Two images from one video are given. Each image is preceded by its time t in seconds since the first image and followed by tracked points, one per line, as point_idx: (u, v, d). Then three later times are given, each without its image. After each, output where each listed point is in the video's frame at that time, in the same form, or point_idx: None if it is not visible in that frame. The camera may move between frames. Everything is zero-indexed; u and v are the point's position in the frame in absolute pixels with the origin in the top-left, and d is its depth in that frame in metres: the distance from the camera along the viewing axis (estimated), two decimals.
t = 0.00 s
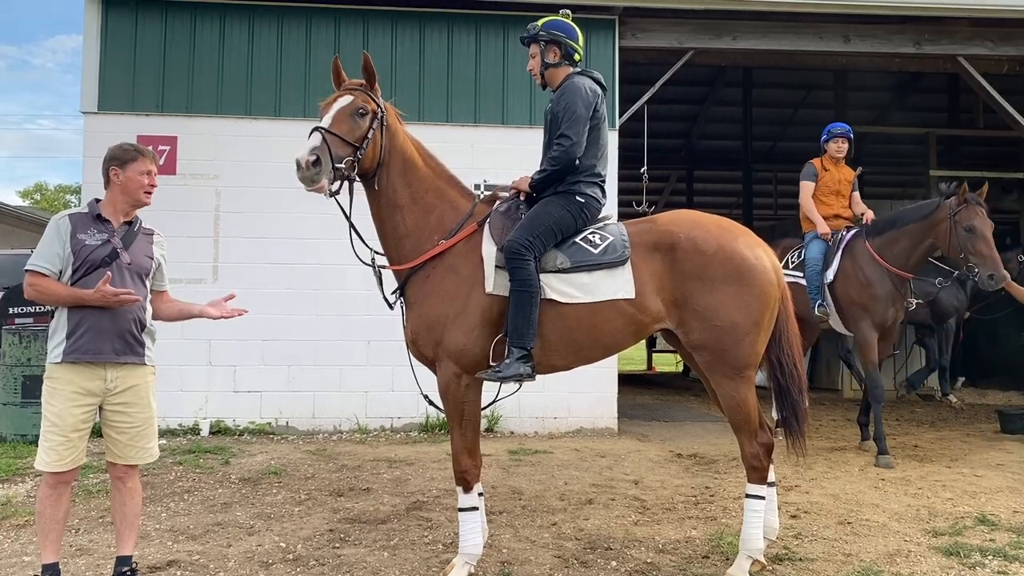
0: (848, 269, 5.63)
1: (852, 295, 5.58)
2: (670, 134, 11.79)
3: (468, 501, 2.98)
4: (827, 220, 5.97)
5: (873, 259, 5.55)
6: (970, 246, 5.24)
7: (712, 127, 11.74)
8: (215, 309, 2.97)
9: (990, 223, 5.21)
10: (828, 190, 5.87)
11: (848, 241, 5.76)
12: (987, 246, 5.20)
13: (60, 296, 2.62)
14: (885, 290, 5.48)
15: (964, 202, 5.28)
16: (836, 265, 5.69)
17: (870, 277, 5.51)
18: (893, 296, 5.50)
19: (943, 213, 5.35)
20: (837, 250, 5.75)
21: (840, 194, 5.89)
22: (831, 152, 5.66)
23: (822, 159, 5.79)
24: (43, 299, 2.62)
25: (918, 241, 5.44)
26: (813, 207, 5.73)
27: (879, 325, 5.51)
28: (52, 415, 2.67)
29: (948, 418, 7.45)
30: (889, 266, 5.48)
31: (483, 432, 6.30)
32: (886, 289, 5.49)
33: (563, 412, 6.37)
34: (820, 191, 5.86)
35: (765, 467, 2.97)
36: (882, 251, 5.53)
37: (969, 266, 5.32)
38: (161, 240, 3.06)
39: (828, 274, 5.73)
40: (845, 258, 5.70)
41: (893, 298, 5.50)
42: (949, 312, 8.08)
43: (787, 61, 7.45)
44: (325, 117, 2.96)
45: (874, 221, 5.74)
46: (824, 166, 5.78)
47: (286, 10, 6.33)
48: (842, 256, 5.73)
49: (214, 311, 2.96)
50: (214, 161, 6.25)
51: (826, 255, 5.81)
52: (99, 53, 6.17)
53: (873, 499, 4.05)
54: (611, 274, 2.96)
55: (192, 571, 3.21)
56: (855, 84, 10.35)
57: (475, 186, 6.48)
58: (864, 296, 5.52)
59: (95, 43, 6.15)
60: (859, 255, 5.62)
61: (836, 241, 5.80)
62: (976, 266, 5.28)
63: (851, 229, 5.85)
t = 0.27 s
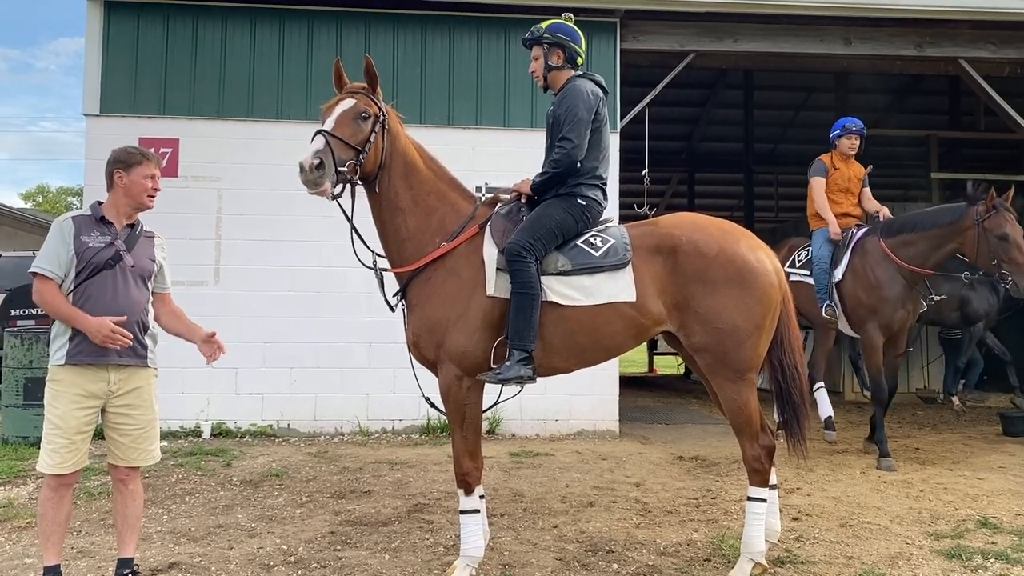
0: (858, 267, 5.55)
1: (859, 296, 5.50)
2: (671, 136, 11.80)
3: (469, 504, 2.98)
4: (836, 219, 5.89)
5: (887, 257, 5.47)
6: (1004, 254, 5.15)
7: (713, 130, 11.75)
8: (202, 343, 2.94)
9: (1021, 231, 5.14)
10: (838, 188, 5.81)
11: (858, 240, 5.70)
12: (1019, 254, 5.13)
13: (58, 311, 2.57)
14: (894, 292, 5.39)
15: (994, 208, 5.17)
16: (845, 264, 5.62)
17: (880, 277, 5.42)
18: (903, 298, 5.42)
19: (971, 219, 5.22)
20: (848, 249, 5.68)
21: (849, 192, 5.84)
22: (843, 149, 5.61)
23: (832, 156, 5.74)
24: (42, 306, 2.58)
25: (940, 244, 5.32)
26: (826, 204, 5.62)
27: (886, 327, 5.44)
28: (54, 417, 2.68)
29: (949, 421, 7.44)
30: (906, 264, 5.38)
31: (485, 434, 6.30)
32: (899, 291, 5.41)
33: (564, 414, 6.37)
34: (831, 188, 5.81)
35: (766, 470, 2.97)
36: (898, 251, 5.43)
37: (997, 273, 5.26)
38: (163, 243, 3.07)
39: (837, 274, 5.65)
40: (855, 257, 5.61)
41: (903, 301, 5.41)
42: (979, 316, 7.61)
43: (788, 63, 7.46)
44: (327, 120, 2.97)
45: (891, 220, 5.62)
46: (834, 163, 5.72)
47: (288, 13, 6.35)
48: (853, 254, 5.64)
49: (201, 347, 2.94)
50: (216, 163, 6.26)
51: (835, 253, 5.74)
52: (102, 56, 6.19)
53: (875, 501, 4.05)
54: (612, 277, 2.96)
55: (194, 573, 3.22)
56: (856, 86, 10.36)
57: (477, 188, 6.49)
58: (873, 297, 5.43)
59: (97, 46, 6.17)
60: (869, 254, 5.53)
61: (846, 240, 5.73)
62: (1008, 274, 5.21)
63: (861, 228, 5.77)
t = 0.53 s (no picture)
0: (881, 268, 5.43)
1: (879, 298, 5.38)
2: (672, 139, 11.81)
3: (471, 507, 2.98)
4: (853, 222, 5.82)
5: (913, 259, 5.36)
6: None
7: (715, 133, 11.76)
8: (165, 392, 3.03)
9: None
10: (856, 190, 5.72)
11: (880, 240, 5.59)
12: None
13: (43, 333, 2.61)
14: (916, 296, 5.27)
15: None
16: (866, 265, 5.50)
17: (902, 280, 5.31)
18: (927, 301, 5.28)
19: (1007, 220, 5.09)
20: (869, 249, 5.55)
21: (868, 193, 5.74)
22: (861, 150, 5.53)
23: (850, 158, 5.66)
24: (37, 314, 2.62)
25: (972, 245, 5.19)
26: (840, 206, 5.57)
27: (905, 330, 5.34)
28: (58, 421, 2.68)
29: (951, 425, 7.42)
30: (935, 266, 5.25)
31: (486, 437, 6.30)
32: (924, 292, 5.27)
33: (566, 417, 6.37)
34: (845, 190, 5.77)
35: (768, 474, 2.97)
36: (925, 253, 5.31)
37: None
38: (167, 246, 3.08)
39: (857, 275, 5.53)
40: (877, 258, 5.50)
41: (926, 305, 5.28)
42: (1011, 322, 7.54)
43: (790, 67, 7.46)
44: (336, 125, 2.97)
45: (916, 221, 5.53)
46: (852, 165, 5.65)
47: (291, 17, 6.37)
48: (875, 255, 5.52)
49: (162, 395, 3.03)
50: (219, 167, 6.28)
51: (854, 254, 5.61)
52: (105, 59, 6.21)
53: (877, 505, 4.04)
54: (614, 280, 2.97)
55: None
56: (858, 89, 10.36)
57: (479, 191, 6.49)
58: (894, 301, 5.31)
59: (100, 50, 6.19)
60: (893, 256, 5.43)
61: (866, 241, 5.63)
62: None
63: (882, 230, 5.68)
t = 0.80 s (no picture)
0: (909, 276, 5.28)
1: (902, 306, 5.27)
2: (674, 142, 11.82)
3: (473, 512, 2.98)
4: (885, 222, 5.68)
5: (944, 266, 5.14)
6: None
7: (717, 136, 11.76)
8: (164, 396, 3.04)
9: None
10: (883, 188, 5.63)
11: (914, 245, 5.41)
12: None
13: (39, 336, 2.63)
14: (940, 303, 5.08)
15: None
16: (895, 270, 5.37)
17: (927, 287, 5.16)
18: (953, 310, 5.07)
19: None
20: (900, 254, 5.41)
21: (896, 191, 5.64)
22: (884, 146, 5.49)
23: (872, 157, 5.63)
24: (35, 317, 2.66)
25: (1008, 248, 4.85)
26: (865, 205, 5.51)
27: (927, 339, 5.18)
28: (59, 423, 2.69)
29: (955, 429, 7.40)
30: (965, 272, 5.00)
31: (488, 441, 6.29)
32: (950, 299, 5.07)
33: (568, 421, 6.36)
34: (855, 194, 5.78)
35: (771, 479, 2.96)
36: (957, 258, 5.07)
37: None
38: (169, 250, 3.08)
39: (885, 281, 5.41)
40: (907, 264, 5.35)
41: (952, 313, 5.06)
42: None
43: (793, 70, 7.47)
44: (340, 128, 2.98)
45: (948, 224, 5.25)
46: (875, 164, 5.60)
47: (294, 21, 6.39)
48: (905, 260, 5.38)
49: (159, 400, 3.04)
50: (221, 170, 6.29)
51: (886, 258, 5.48)
52: (108, 63, 6.23)
53: (880, 510, 4.03)
54: (616, 284, 2.96)
55: None
56: (860, 93, 10.36)
57: (481, 195, 6.50)
58: (916, 308, 5.18)
59: (103, 53, 6.21)
60: (924, 263, 5.25)
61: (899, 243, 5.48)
62: None
63: (917, 232, 5.51)
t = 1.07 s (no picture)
0: (952, 283, 4.88)
1: (946, 317, 4.85)
2: (676, 146, 11.83)
3: (475, 515, 2.98)
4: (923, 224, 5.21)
5: (992, 272, 4.72)
6: None
7: (719, 139, 11.76)
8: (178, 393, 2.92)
9: None
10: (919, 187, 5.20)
11: (955, 250, 4.99)
12: None
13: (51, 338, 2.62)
14: (987, 313, 4.68)
15: None
16: (936, 277, 4.95)
17: (973, 297, 4.75)
18: (1001, 321, 4.66)
19: None
20: (943, 259, 4.96)
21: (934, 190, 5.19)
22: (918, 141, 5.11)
23: (906, 154, 5.24)
24: (43, 320, 2.64)
25: None
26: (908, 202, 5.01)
27: (970, 353, 4.81)
28: (60, 426, 2.69)
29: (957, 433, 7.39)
30: (1016, 279, 4.57)
31: (490, 444, 6.29)
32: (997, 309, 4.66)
33: (571, 424, 6.35)
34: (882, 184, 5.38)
35: (774, 483, 2.96)
36: (1007, 263, 4.63)
37: None
38: (173, 251, 3.06)
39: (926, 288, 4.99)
40: (950, 270, 4.93)
41: (998, 324, 4.66)
42: None
43: (795, 74, 7.47)
44: (343, 131, 2.98)
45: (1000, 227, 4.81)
46: (910, 161, 5.21)
47: (298, 24, 6.40)
48: (947, 265, 4.96)
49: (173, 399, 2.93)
50: (224, 173, 6.30)
51: (928, 262, 5.03)
52: (111, 66, 6.26)
53: (883, 514, 4.02)
54: (619, 288, 2.96)
55: None
56: (863, 97, 10.35)
57: (484, 198, 6.51)
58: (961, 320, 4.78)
59: (107, 56, 6.23)
60: (970, 269, 4.85)
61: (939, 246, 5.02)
62: None
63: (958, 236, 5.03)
